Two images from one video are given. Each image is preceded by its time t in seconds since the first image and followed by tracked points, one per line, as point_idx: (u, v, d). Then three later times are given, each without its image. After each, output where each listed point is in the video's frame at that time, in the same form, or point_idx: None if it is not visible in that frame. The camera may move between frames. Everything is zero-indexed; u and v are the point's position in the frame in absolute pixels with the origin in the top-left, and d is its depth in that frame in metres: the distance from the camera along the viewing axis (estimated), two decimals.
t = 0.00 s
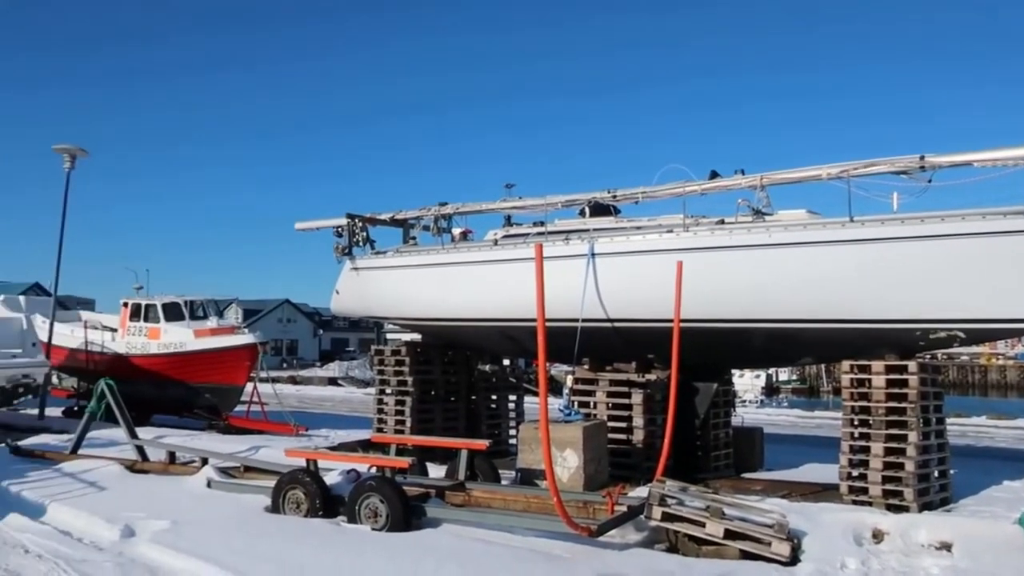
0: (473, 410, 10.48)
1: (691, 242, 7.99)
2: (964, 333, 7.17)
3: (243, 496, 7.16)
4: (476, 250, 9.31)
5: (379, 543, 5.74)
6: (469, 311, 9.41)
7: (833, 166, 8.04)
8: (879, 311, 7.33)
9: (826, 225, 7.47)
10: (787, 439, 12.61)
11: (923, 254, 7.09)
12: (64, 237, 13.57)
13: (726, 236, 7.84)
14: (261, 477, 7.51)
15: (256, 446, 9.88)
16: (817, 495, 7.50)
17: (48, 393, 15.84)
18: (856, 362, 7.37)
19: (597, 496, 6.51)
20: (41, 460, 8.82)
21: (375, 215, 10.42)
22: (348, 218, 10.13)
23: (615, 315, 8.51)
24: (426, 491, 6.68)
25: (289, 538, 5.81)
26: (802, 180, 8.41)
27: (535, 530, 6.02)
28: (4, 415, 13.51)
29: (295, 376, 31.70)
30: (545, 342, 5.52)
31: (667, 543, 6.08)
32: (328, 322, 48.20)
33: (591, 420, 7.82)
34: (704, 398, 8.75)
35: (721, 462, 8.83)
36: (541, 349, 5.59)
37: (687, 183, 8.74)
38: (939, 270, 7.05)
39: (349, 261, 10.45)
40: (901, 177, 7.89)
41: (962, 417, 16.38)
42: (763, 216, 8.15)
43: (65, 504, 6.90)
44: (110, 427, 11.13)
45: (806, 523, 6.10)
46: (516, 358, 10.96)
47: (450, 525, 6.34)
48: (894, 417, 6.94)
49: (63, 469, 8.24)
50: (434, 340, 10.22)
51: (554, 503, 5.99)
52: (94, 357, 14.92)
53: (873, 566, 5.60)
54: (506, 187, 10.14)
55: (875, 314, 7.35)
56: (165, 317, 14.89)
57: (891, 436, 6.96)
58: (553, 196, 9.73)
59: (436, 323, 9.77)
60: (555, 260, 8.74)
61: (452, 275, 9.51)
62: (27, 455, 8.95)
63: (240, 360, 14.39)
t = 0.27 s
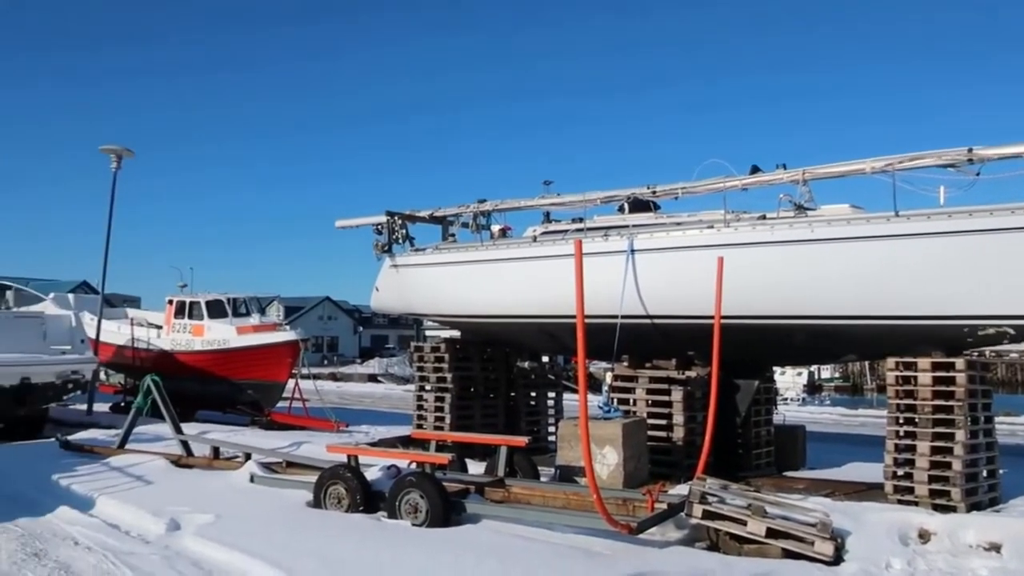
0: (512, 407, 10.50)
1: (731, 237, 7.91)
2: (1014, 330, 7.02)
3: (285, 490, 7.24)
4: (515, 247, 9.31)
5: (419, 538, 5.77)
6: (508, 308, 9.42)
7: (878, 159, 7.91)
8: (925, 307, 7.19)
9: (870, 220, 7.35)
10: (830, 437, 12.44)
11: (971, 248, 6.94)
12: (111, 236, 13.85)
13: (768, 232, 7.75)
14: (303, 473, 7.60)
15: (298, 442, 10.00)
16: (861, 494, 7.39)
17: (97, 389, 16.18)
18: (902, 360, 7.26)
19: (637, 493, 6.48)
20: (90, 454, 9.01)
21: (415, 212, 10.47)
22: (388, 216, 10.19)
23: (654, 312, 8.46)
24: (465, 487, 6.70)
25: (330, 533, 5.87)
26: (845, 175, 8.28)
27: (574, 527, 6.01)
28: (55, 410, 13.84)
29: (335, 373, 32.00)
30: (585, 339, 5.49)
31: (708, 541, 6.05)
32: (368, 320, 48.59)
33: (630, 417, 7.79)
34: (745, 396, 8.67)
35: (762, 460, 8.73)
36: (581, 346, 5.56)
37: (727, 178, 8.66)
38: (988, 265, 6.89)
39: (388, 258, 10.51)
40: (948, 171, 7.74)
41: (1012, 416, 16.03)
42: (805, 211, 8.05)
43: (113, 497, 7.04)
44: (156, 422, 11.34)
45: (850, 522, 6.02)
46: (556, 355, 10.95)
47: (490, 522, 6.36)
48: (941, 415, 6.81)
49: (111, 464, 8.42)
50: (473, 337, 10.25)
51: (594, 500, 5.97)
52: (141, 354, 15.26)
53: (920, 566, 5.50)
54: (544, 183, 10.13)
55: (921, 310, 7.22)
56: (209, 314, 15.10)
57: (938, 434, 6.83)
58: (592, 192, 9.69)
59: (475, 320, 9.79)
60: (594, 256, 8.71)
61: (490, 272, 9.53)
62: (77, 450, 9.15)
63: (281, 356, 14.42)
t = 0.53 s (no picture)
0: (569, 400, 10.49)
1: (792, 230, 7.78)
2: None
3: (346, 482, 7.34)
4: (571, 241, 9.29)
5: (478, 531, 5.81)
6: (564, 302, 9.41)
7: (944, 148, 7.69)
8: (995, 300, 6.98)
9: (937, 211, 7.16)
10: (895, 433, 12.18)
11: None
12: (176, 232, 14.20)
13: (830, 224, 7.60)
14: (364, 465, 7.71)
15: (357, 434, 10.14)
16: (928, 492, 7.22)
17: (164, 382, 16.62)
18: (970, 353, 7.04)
19: (696, 488, 6.43)
20: (158, 444, 9.26)
21: (471, 206, 10.51)
22: (444, 210, 10.25)
23: (713, 305, 8.36)
24: (523, 480, 6.73)
25: (391, 524, 5.95)
26: (911, 164, 8.07)
27: (633, 522, 5.99)
28: (124, 402, 14.26)
29: (393, 366, 32.35)
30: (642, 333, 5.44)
31: (769, 537, 5.97)
32: (425, 313, 49.01)
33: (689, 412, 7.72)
34: (806, 391, 8.55)
35: (824, 456, 8.58)
36: (638, 341, 5.51)
37: (787, 169, 8.51)
38: None
39: (445, 253, 10.58)
40: (1019, 159, 7.49)
41: None
42: (868, 202, 7.87)
43: (180, 487, 7.24)
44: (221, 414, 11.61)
45: (917, 521, 5.88)
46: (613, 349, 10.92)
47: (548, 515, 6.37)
48: (1012, 411, 6.61)
49: (178, 454, 8.64)
50: (529, 331, 10.26)
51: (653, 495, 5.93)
52: (206, 347, 15.64)
53: (991, 567, 5.35)
54: (600, 176, 10.08)
55: (990, 303, 7.01)
56: (271, 308, 15.44)
57: (1009, 431, 6.62)
58: (648, 184, 9.62)
59: (531, 314, 9.80)
60: (652, 249, 8.64)
61: (547, 266, 9.53)
62: (145, 440, 9.41)
63: (341, 350, 14.61)
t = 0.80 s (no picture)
0: (632, 398, 10.42)
1: (861, 225, 7.61)
2: None
3: (410, 478, 7.42)
4: (633, 238, 9.24)
5: (541, 528, 5.82)
6: (626, 299, 9.36)
7: (1023, 139, 7.42)
8: None
9: (1014, 205, 6.92)
10: (970, 434, 11.82)
11: None
12: (244, 232, 14.53)
13: (900, 218, 7.41)
14: (427, 461, 7.79)
15: (421, 431, 10.25)
16: (1005, 495, 6.99)
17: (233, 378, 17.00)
18: None
19: (762, 488, 6.34)
20: (228, 439, 9.49)
21: (532, 204, 10.52)
22: (506, 208, 10.28)
23: (779, 303, 8.22)
24: (586, 478, 6.72)
25: (455, 520, 6.00)
26: (985, 156, 7.82)
27: (697, 521, 5.93)
28: (195, 398, 14.64)
29: (455, 363, 32.58)
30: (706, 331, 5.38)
31: (837, 539, 5.83)
32: (486, 311, 49.23)
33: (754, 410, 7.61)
34: (875, 390, 8.30)
35: (895, 456, 8.39)
36: (702, 339, 5.44)
37: (856, 163, 8.32)
38: None
39: (506, 250, 10.61)
40: None
41: None
42: (940, 196, 7.65)
43: (250, 481, 7.40)
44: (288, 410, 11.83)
45: (994, 525, 5.70)
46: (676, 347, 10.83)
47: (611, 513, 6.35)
48: None
49: (248, 449, 8.85)
50: (591, 329, 10.23)
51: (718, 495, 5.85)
52: (273, 344, 15.96)
53: None
54: (663, 172, 9.99)
55: None
56: (335, 306, 15.72)
57: None
58: (711, 180, 9.50)
59: (593, 311, 9.77)
60: (716, 246, 8.53)
61: (609, 264, 9.48)
62: (216, 435, 9.65)
63: (405, 347, 14.84)
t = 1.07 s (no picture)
0: (687, 399, 10.32)
1: (923, 222, 7.43)
2: None
3: (465, 477, 7.46)
4: (688, 236, 9.16)
5: (595, 528, 5.80)
6: (681, 298, 9.27)
7: None
8: None
9: None
10: None
11: None
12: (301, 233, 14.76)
13: (965, 215, 7.22)
14: (482, 460, 7.82)
15: (475, 429, 10.29)
16: None
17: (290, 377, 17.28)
18: None
19: (821, 491, 6.22)
20: (286, 436, 9.65)
21: (586, 203, 10.49)
22: (559, 207, 10.26)
23: (838, 302, 8.07)
24: (641, 478, 6.68)
25: (509, 519, 6.02)
26: None
27: (754, 524, 5.85)
28: (254, 396, 14.91)
29: (508, 363, 32.63)
30: (764, 331, 5.29)
31: (900, 544, 5.72)
32: (539, 311, 49.23)
33: (812, 412, 7.49)
34: (938, 392, 8.10)
35: (960, 460, 8.16)
36: (760, 339, 5.36)
37: (918, 159, 8.13)
38: None
39: (560, 249, 10.59)
40: None
41: None
42: (1007, 192, 7.43)
43: (307, 477, 7.52)
44: (344, 408, 11.98)
45: None
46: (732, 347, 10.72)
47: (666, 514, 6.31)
48: None
49: (305, 446, 8.98)
50: (646, 329, 10.17)
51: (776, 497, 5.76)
52: (329, 343, 16.19)
53: None
54: (718, 170, 9.87)
55: None
56: (390, 306, 15.90)
57: None
58: (768, 177, 9.36)
59: (647, 311, 9.71)
60: (773, 244, 8.41)
61: (663, 262, 9.41)
62: (275, 433, 9.82)
63: (458, 346, 14.94)
